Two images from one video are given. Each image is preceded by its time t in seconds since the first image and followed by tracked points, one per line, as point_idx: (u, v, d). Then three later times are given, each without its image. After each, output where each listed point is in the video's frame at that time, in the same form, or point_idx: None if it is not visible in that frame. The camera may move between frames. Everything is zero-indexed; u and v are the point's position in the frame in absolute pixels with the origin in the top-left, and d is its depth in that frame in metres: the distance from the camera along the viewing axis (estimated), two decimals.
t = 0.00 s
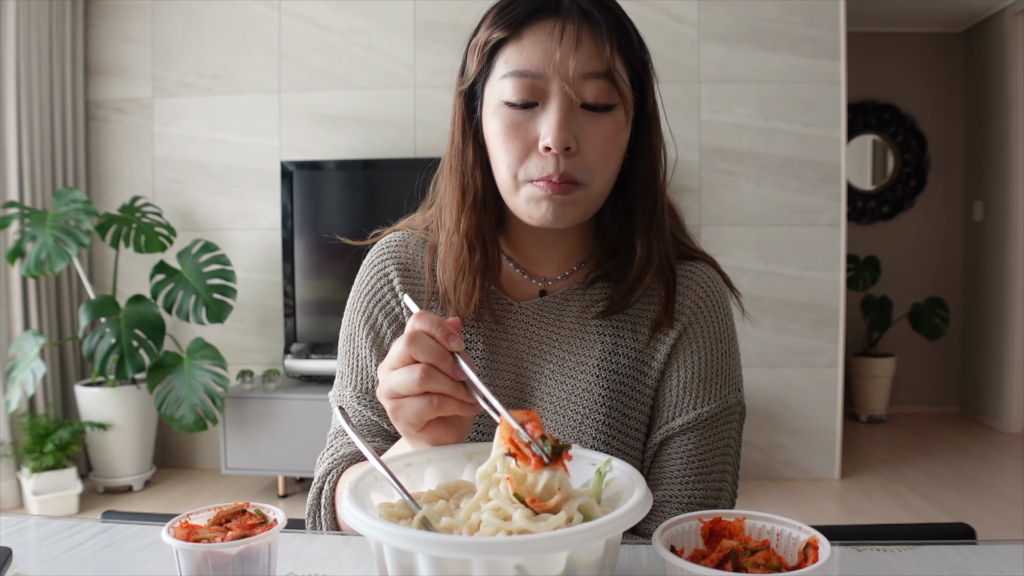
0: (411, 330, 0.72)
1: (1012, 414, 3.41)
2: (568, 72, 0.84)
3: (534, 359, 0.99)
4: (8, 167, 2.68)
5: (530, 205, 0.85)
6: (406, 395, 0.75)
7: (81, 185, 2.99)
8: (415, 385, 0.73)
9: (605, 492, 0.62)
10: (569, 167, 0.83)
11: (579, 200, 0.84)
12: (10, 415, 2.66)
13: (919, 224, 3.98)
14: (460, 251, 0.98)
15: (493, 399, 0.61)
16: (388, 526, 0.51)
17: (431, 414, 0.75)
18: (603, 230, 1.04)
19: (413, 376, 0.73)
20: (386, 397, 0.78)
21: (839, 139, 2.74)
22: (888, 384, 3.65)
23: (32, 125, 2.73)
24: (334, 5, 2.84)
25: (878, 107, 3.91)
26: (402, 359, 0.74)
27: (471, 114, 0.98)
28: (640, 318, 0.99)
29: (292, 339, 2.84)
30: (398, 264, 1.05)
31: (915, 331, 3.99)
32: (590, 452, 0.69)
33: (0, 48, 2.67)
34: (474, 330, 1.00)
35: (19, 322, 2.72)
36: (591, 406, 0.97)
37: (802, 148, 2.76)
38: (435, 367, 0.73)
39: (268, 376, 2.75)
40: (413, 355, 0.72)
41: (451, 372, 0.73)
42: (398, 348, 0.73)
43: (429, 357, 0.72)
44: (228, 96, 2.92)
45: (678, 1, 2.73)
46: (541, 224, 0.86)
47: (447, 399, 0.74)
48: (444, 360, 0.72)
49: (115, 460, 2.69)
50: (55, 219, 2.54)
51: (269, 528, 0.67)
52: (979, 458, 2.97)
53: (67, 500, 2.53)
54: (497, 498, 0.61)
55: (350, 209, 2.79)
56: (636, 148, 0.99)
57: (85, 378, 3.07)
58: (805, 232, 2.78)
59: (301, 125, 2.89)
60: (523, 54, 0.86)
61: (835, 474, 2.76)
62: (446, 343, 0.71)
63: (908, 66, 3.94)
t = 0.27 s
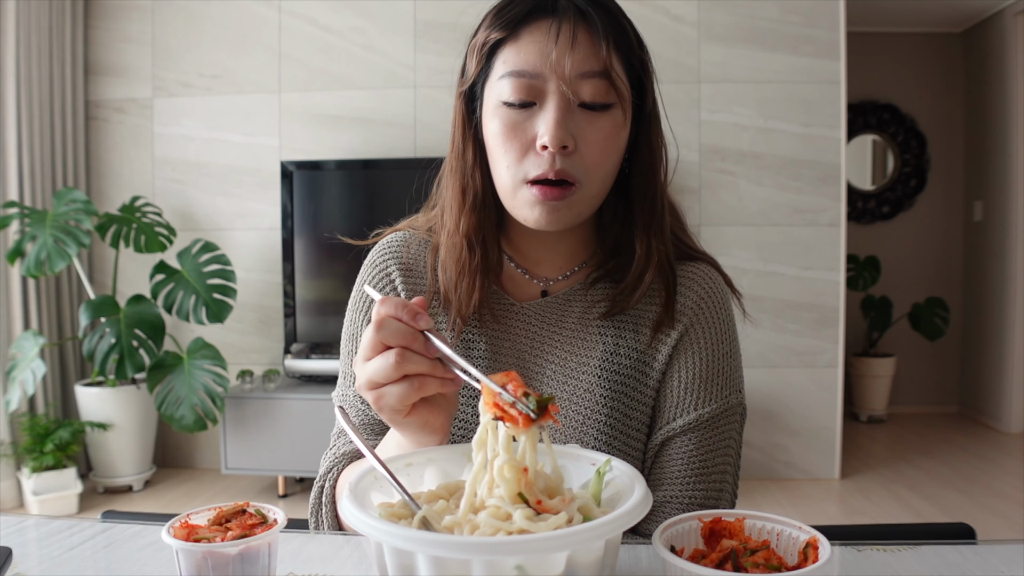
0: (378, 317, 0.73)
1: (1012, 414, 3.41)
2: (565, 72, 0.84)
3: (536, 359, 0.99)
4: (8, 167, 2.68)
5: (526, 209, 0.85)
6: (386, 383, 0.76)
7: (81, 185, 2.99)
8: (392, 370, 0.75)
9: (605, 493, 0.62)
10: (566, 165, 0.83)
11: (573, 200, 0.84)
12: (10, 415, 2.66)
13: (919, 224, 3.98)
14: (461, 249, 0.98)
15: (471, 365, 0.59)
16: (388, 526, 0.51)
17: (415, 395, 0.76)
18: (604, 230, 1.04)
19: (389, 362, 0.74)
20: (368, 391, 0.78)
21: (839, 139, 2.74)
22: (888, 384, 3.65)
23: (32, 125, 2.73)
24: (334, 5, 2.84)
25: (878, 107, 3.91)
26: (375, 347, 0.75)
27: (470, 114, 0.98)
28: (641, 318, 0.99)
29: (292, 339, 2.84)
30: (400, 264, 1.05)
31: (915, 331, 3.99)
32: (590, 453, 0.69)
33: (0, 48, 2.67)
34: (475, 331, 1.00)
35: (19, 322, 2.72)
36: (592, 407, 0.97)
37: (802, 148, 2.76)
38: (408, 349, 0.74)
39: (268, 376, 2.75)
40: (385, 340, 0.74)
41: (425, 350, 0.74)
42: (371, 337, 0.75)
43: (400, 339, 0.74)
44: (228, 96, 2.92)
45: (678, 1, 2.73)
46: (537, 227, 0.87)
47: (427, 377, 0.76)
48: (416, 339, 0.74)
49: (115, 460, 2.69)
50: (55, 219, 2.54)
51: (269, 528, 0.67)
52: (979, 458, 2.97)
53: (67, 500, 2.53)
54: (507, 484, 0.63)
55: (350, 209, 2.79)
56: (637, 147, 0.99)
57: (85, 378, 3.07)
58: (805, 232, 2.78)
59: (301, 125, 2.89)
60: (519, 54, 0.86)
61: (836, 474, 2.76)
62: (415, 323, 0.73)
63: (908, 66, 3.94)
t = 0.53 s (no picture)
0: (398, 300, 0.74)
1: (1012, 414, 3.41)
2: (562, 55, 0.85)
3: (536, 360, 0.99)
4: (8, 167, 2.68)
5: (538, 199, 0.85)
6: (396, 369, 0.76)
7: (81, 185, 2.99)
8: (403, 354, 0.75)
9: (605, 493, 0.62)
10: (570, 150, 0.83)
11: (587, 185, 0.84)
12: (10, 415, 2.66)
13: (919, 224, 3.98)
14: (463, 243, 1.00)
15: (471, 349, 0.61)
16: (388, 526, 0.51)
17: (421, 383, 0.76)
18: (603, 228, 1.04)
19: (400, 346, 0.75)
20: (376, 377, 0.78)
21: (839, 139, 2.74)
22: (888, 384, 3.65)
23: (32, 125, 2.73)
24: (334, 5, 2.84)
25: (878, 107, 3.91)
26: (388, 332, 0.76)
27: (467, 110, 0.98)
28: (641, 318, 0.99)
29: (292, 339, 2.84)
30: (397, 267, 1.05)
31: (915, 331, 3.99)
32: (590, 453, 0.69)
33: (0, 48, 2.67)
34: (476, 332, 1.00)
35: (19, 321, 2.72)
36: (592, 407, 0.97)
37: (802, 148, 2.76)
38: (421, 338, 0.75)
39: (268, 376, 2.76)
40: (399, 325, 0.74)
41: (436, 337, 0.75)
42: (386, 321, 0.76)
43: (415, 324, 0.74)
44: (227, 96, 2.92)
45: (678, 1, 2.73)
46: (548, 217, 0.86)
47: (435, 367, 0.76)
48: (429, 326, 0.74)
49: (115, 460, 2.69)
50: (55, 219, 2.54)
51: (269, 528, 0.67)
52: (979, 458, 2.97)
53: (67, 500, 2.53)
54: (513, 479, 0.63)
55: (350, 209, 2.79)
56: (634, 139, 0.99)
57: (85, 377, 3.07)
58: (805, 232, 2.78)
59: (301, 125, 2.89)
60: (516, 41, 0.87)
61: (835, 474, 2.76)
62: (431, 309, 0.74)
63: (908, 66, 3.94)
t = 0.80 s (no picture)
0: (418, 300, 0.75)
1: (1012, 414, 3.41)
2: (545, 49, 0.86)
3: (532, 360, 0.99)
4: (8, 167, 2.68)
5: (518, 189, 0.85)
6: (405, 366, 0.77)
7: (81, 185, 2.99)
8: (415, 353, 0.75)
9: (605, 493, 0.62)
10: (552, 140, 0.83)
11: (565, 176, 0.84)
12: (10, 415, 2.66)
13: (919, 224, 3.98)
14: (453, 246, 1.01)
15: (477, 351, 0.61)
16: (389, 527, 0.51)
17: (427, 381, 0.76)
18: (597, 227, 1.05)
19: (414, 345, 0.75)
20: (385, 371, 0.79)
21: (839, 139, 2.74)
22: (888, 384, 3.65)
23: (32, 125, 2.73)
24: (334, 5, 2.84)
25: (878, 107, 3.91)
26: (404, 329, 0.76)
27: (457, 110, 1.00)
28: (636, 316, 0.99)
29: (292, 339, 2.84)
30: (391, 270, 1.05)
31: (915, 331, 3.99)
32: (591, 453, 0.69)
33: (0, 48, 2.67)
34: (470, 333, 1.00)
35: (19, 322, 2.72)
36: (589, 407, 0.97)
37: (802, 148, 2.76)
38: (434, 337, 0.75)
39: (268, 376, 2.76)
40: (416, 324, 0.75)
41: (449, 341, 0.75)
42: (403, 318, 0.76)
43: (431, 326, 0.74)
44: (227, 96, 2.92)
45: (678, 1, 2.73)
46: (530, 208, 0.86)
47: (442, 368, 0.76)
48: (445, 330, 0.75)
49: (115, 460, 2.69)
50: (55, 219, 2.54)
51: (269, 528, 0.67)
52: (979, 458, 2.97)
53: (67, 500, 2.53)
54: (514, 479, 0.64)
55: (350, 210, 2.79)
56: (624, 136, 1.01)
57: (85, 378, 3.07)
58: (805, 232, 2.78)
59: (301, 125, 2.89)
60: (499, 38, 0.88)
61: (835, 474, 2.76)
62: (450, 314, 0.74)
63: (908, 66, 3.94)
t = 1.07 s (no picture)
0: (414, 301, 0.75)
1: (1012, 414, 3.40)
2: (527, 55, 0.86)
3: (526, 361, 1.00)
4: (9, 167, 2.68)
5: (500, 190, 0.85)
6: (399, 365, 0.77)
7: (81, 186, 2.99)
8: (410, 353, 0.75)
9: (604, 494, 0.62)
10: (534, 145, 0.84)
11: (550, 178, 0.85)
12: (10, 415, 2.66)
13: (919, 224, 3.98)
14: (438, 251, 1.02)
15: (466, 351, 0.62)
16: (389, 527, 0.51)
17: (421, 381, 0.76)
18: (589, 227, 1.05)
19: (409, 345, 0.75)
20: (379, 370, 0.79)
21: (839, 139, 2.74)
22: (888, 384, 3.65)
23: (32, 125, 2.73)
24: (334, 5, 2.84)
25: (878, 107, 3.91)
26: (399, 329, 0.76)
27: (445, 114, 1.01)
28: (629, 316, 0.99)
29: (292, 339, 2.84)
30: (385, 272, 1.05)
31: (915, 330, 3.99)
32: (591, 453, 0.69)
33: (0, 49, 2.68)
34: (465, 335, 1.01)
35: (19, 322, 2.72)
36: (583, 406, 0.97)
37: (802, 148, 2.76)
38: (428, 336, 0.75)
39: (268, 376, 2.76)
40: (411, 324, 0.75)
41: (443, 341, 0.75)
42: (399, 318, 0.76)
43: (426, 327, 0.74)
44: (228, 96, 2.92)
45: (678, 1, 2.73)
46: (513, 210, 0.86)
47: (436, 368, 0.76)
48: (440, 331, 0.75)
49: (115, 461, 2.69)
50: (55, 219, 2.54)
51: (269, 527, 0.67)
52: (979, 458, 2.96)
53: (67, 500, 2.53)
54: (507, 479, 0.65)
55: (349, 212, 2.79)
56: (612, 136, 1.01)
57: (85, 378, 3.07)
58: (805, 232, 2.78)
59: (301, 125, 2.89)
60: (482, 43, 0.88)
61: (836, 474, 2.76)
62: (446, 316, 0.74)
63: (908, 66, 3.94)
